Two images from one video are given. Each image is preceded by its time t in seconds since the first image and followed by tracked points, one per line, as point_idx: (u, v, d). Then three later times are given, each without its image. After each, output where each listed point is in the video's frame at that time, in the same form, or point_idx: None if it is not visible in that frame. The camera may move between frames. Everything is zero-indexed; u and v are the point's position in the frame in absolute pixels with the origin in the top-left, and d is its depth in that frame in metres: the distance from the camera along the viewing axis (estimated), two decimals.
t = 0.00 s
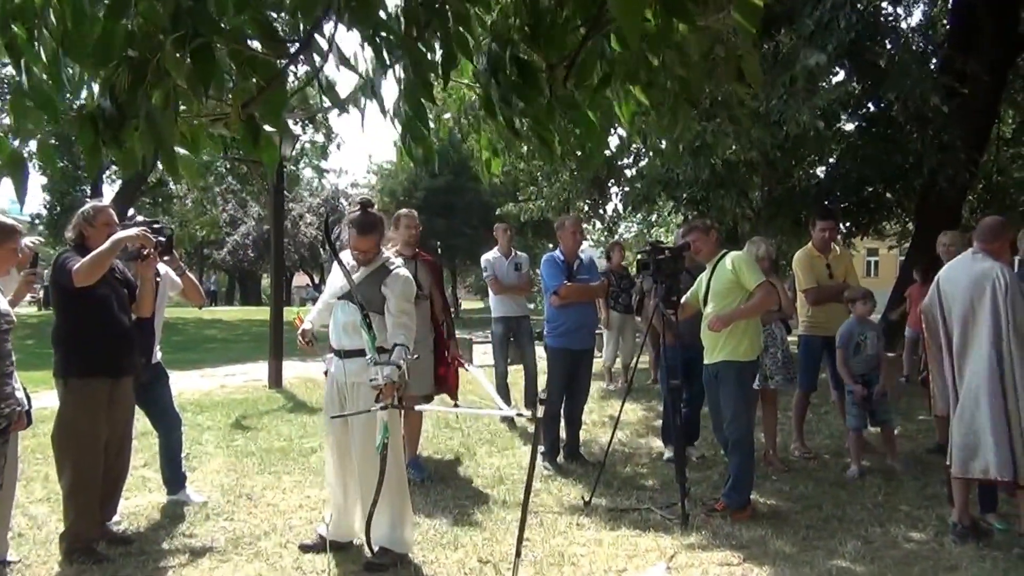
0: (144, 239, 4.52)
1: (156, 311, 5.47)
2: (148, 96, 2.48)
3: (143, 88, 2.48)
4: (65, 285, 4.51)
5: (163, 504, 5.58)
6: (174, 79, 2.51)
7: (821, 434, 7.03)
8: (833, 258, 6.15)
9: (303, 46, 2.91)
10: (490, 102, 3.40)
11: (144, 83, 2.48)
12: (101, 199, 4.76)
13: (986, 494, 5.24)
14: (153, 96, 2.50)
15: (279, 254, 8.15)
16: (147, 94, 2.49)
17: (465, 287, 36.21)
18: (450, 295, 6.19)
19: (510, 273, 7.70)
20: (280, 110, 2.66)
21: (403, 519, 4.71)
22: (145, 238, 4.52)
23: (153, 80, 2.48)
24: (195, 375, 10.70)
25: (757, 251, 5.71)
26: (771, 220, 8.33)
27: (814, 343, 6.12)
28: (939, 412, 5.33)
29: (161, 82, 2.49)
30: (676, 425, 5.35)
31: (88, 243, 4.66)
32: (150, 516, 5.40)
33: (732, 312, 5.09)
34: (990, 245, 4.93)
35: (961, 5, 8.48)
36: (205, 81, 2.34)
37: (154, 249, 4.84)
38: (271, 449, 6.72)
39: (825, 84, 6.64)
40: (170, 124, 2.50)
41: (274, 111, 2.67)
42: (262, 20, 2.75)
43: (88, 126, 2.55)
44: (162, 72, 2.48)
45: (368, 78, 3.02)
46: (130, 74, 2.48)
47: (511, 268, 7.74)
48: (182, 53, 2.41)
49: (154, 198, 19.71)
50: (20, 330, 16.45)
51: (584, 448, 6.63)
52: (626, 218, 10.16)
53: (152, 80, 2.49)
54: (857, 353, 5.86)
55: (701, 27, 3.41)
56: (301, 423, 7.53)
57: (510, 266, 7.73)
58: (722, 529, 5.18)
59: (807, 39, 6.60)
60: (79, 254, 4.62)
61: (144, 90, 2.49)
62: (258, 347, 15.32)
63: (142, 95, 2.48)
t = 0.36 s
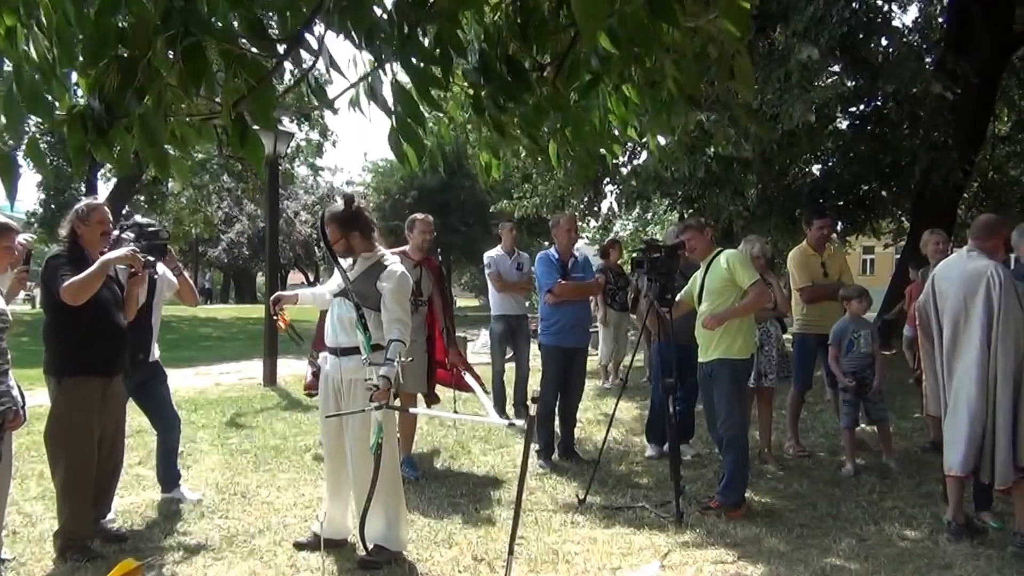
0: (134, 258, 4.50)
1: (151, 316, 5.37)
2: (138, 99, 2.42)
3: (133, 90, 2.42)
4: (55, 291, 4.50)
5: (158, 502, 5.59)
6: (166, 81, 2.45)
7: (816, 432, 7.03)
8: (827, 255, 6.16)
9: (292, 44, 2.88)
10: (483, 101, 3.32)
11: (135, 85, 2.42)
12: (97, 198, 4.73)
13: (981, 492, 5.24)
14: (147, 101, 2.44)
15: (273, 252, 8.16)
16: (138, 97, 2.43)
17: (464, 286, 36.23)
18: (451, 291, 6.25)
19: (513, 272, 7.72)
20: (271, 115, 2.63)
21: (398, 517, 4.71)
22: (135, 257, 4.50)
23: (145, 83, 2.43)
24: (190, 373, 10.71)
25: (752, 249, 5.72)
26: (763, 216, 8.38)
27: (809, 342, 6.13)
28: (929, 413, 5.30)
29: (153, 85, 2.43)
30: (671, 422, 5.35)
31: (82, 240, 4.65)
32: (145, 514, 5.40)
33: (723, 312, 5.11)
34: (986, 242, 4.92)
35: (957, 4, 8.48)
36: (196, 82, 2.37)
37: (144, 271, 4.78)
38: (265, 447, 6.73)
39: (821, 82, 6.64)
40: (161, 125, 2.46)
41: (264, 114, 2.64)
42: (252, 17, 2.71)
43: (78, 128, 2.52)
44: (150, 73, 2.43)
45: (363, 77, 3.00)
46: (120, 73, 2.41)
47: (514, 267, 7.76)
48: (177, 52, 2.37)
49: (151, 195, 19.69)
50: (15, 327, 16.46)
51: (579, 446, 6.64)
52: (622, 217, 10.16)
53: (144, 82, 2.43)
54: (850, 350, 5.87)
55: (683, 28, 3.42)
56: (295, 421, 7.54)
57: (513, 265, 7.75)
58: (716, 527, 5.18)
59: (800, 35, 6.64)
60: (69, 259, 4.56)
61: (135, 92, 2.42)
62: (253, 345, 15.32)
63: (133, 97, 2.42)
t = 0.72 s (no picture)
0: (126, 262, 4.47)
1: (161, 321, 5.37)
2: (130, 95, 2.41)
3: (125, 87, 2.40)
4: (47, 293, 4.49)
5: (152, 500, 5.59)
6: (157, 79, 2.42)
7: (811, 430, 7.04)
8: (821, 254, 6.17)
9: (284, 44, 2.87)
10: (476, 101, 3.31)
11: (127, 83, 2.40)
12: (94, 197, 4.70)
13: (975, 490, 5.25)
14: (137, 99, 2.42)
15: (269, 251, 8.17)
16: (131, 94, 2.42)
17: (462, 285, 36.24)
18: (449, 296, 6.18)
19: (518, 271, 7.70)
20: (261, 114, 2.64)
21: (393, 516, 4.71)
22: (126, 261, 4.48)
23: (135, 83, 2.40)
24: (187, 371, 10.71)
25: (746, 247, 5.72)
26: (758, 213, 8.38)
27: (804, 340, 6.13)
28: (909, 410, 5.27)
29: (144, 83, 2.40)
30: (666, 420, 5.34)
31: (76, 241, 4.63)
32: (140, 512, 5.41)
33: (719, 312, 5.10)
34: (981, 241, 4.92)
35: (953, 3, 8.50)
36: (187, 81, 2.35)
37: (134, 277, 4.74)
38: (260, 445, 6.73)
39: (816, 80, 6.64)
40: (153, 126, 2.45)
41: (248, 113, 2.67)
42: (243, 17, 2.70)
43: (72, 125, 2.52)
44: (141, 71, 2.40)
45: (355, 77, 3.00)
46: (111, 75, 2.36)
47: (519, 266, 7.74)
48: (166, 51, 2.39)
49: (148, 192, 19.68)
50: (11, 326, 16.47)
51: (574, 444, 6.64)
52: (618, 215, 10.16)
53: (135, 80, 2.40)
54: (846, 348, 5.85)
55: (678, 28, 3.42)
56: (290, 420, 7.54)
57: (517, 263, 7.73)
58: (710, 525, 5.18)
59: (794, 32, 6.61)
60: (64, 257, 4.56)
61: (127, 90, 2.42)
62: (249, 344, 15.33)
63: (124, 94, 2.41)
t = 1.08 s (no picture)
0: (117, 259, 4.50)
1: (156, 312, 5.41)
2: (129, 96, 2.40)
3: (124, 89, 2.40)
4: (39, 290, 4.51)
5: (147, 498, 5.59)
6: (155, 80, 2.40)
7: (806, 428, 7.04)
8: (815, 252, 6.17)
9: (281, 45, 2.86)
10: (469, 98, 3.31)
11: (125, 84, 2.40)
12: (81, 195, 4.69)
13: (969, 489, 5.25)
14: (133, 98, 2.41)
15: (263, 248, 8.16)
16: (128, 95, 2.42)
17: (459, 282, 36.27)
18: (446, 302, 6.26)
19: (514, 270, 7.71)
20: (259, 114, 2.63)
21: (387, 514, 4.71)
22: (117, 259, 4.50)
23: (133, 84, 2.39)
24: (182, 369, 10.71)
25: (741, 245, 5.72)
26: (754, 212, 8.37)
27: (799, 337, 6.13)
28: (905, 410, 5.27)
29: (141, 84, 2.39)
30: (660, 418, 5.34)
31: (64, 241, 4.61)
32: (134, 511, 5.39)
33: (711, 309, 5.11)
34: (972, 240, 4.92)
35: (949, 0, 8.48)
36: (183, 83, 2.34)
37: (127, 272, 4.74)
38: (254, 443, 6.73)
39: (811, 78, 6.63)
40: (149, 127, 2.41)
41: (249, 113, 2.69)
42: (241, 17, 2.69)
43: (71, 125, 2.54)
44: (139, 74, 2.39)
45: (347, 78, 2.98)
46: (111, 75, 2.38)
47: (515, 265, 7.75)
48: (162, 53, 2.34)
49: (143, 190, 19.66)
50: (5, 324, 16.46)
51: (568, 442, 6.65)
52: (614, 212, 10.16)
53: (132, 83, 2.40)
54: (845, 345, 5.83)
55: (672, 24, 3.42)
56: (284, 417, 7.54)
57: (514, 262, 7.74)
58: (705, 523, 5.19)
59: (789, 31, 6.63)
60: (53, 256, 4.57)
61: (125, 91, 2.41)
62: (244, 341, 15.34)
63: (123, 95, 2.41)
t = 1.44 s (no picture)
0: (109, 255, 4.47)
1: (127, 312, 5.37)
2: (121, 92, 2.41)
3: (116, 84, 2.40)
4: (31, 284, 4.49)
5: (142, 496, 5.58)
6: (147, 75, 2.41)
7: (800, 426, 7.06)
8: (809, 251, 6.19)
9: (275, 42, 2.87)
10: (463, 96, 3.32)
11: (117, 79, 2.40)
12: (78, 196, 4.68)
13: (963, 486, 5.27)
14: (127, 94, 2.42)
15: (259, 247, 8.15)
16: (122, 90, 2.43)
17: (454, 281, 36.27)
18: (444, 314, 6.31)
19: (502, 267, 7.74)
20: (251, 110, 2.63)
21: (382, 513, 4.71)
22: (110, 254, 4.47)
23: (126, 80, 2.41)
24: (177, 367, 10.69)
25: (736, 244, 5.73)
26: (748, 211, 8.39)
27: (793, 336, 6.15)
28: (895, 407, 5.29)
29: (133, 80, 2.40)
30: (654, 416, 5.35)
31: (58, 239, 4.60)
32: (129, 509, 5.39)
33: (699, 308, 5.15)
34: (965, 239, 4.95)
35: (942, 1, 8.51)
36: (175, 79, 2.34)
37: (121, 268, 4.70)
38: (249, 441, 6.73)
39: (805, 77, 6.65)
40: (140, 122, 2.44)
41: (244, 111, 2.65)
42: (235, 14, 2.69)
43: (63, 121, 2.54)
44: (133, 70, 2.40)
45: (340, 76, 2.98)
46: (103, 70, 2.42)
47: (503, 262, 7.79)
48: (155, 49, 2.35)
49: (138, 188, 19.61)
50: None
51: (563, 440, 6.66)
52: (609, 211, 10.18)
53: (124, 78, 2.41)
54: (841, 344, 5.86)
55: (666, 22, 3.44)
56: (280, 416, 7.53)
57: (501, 259, 7.78)
58: (699, 521, 5.20)
59: (783, 31, 6.65)
60: (45, 252, 4.54)
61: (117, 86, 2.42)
62: (239, 340, 15.33)
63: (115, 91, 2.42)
